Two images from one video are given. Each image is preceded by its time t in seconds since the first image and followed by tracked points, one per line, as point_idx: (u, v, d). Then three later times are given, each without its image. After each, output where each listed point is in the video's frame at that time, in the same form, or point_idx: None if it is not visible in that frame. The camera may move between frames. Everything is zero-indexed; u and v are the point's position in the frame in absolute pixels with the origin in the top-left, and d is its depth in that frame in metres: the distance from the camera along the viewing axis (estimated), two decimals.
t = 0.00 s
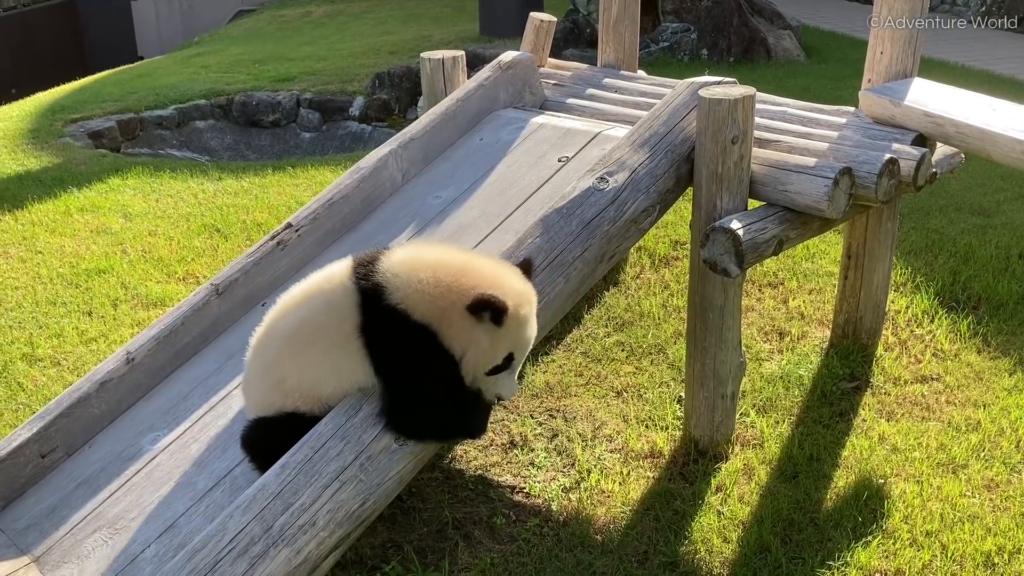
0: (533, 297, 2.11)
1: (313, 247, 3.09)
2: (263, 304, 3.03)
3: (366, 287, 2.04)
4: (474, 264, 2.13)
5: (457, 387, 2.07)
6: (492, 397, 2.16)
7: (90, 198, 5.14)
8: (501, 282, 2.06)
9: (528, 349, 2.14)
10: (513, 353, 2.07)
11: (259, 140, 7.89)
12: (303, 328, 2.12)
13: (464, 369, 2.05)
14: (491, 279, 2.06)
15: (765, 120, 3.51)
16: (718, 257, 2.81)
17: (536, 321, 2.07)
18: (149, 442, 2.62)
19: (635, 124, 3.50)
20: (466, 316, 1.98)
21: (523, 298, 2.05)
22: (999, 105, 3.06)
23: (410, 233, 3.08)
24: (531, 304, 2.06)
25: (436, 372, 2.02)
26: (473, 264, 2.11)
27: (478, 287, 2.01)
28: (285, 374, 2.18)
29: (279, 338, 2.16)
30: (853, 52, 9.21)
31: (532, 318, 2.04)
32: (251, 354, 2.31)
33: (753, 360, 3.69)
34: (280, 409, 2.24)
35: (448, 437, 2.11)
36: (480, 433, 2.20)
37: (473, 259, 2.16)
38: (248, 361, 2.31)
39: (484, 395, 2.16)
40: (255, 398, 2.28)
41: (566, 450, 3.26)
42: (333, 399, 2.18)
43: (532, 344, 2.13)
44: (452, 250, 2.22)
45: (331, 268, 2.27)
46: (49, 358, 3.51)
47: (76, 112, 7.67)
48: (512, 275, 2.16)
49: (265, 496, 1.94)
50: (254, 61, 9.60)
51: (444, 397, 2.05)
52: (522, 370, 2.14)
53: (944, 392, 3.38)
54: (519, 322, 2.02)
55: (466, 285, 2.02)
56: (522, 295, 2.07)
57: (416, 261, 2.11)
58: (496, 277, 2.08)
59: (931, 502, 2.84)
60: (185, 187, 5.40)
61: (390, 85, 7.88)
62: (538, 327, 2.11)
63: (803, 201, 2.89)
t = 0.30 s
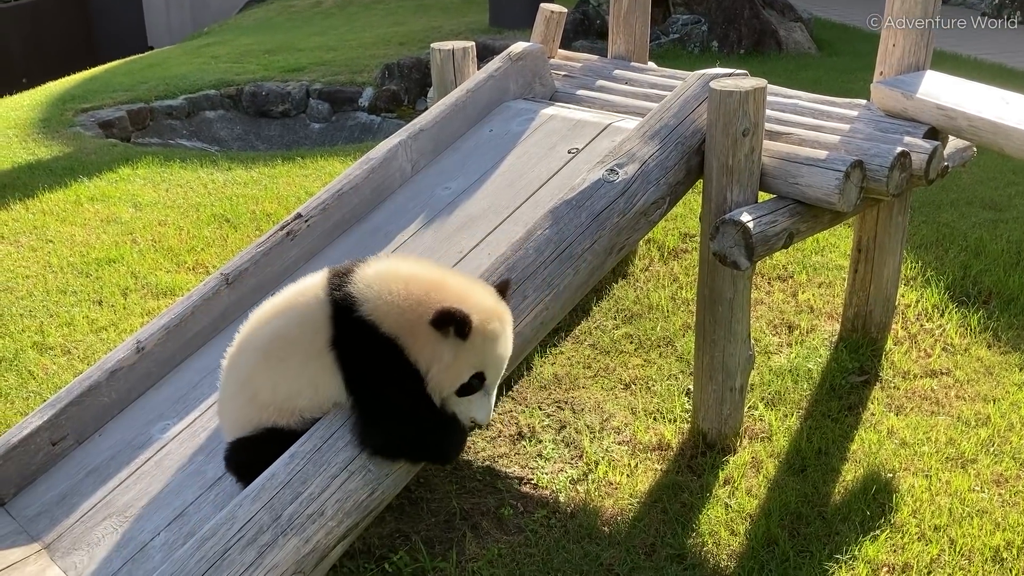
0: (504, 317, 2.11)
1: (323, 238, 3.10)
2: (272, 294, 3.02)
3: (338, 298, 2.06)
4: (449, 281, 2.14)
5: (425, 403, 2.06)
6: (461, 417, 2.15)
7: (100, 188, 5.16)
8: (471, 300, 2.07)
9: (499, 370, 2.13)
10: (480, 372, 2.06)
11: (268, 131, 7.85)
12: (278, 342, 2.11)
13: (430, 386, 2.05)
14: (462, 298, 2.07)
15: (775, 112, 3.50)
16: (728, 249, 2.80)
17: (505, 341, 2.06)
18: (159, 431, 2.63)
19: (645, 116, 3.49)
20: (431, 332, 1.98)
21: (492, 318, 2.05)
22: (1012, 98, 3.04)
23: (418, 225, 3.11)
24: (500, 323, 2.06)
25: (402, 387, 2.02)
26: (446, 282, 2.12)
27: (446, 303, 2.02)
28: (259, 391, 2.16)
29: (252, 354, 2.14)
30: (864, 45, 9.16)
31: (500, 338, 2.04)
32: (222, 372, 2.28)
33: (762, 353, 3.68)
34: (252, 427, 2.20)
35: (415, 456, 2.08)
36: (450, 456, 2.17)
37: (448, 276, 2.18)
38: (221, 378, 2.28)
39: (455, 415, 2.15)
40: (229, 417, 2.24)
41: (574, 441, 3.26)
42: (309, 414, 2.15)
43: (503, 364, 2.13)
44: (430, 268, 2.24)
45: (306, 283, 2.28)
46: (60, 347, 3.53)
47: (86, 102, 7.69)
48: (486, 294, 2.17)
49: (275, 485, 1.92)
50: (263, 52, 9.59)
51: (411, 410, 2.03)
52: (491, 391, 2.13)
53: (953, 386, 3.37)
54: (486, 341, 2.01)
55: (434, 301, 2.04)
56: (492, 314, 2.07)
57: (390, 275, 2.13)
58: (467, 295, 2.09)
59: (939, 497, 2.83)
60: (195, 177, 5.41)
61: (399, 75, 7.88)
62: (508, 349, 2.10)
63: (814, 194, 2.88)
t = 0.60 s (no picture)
0: (481, 358, 2.03)
1: (335, 227, 3.10)
2: (284, 283, 2.99)
3: (312, 323, 1.98)
4: (428, 315, 2.07)
5: (388, 441, 1.98)
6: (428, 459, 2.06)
7: (113, 176, 5.18)
8: (449, 339, 1.99)
9: (471, 413, 2.05)
10: (451, 415, 1.98)
11: (281, 120, 7.91)
12: (246, 364, 2.04)
13: (398, 424, 1.96)
14: (440, 335, 1.99)
15: (789, 104, 3.47)
16: (742, 241, 2.79)
17: (479, 384, 1.99)
18: (171, 419, 2.64)
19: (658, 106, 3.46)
20: (404, 369, 1.90)
21: (468, 358, 1.97)
22: None
23: (430, 215, 3.11)
24: (476, 365, 1.98)
25: (369, 423, 1.94)
26: (426, 315, 2.04)
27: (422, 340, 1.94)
28: (227, 414, 2.09)
29: (220, 375, 2.08)
30: (879, 37, 9.09)
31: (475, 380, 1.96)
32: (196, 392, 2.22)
33: (774, 346, 3.67)
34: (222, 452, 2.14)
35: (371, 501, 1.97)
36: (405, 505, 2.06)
37: (428, 310, 2.10)
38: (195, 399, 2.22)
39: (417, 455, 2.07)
40: (201, 439, 2.19)
41: (585, 433, 3.26)
42: (277, 440, 2.08)
43: (476, 408, 2.05)
44: (410, 298, 2.16)
45: (282, 302, 2.21)
46: (73, 334, 3.55)
47: (99, 90, 7.71)
48: (465, 332, 2.09)
49: (286, 474, 1.90)
50: (275, 41, 9.59)
51: (372, 448, 1.95)
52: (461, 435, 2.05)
53: (967, 380, 3.36)
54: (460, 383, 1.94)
55: (411, 336, 1.95)
56: (469, 355, 1.99)
57: (368, 303, 2.05)
58: (445, 332, 2.01)
59: (952, 491, 2.82)
60: (208, 166, 5.42)
61: (411, 65, 7.87)
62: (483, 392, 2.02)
63: (829, 186, 2.86)
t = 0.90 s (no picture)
0: (449, 345, 2.01)
1: (352, 215, 3.10)
2: (301, 271, 3.00)
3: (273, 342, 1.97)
4: (388, 316, 2.06)
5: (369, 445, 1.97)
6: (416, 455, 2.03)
7: (130, 163, 5.20)
8: (411, 333, 1.98)
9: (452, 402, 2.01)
10: (431, 405, 1.95)
11: (297, 109, 7.93)
12: (215, 392, 1.97)
13: (376, 427, 1.95)
14: (402, 331, 1.98)
15: (808, 94, 3.44)
16: (760, 231, 2.77)
17: (453, 369, 1.96)
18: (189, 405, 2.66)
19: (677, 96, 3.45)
20: (371, 369, 1.89)
21: (435, 346, 1.96)
22: None
23: (447, 204, 3.11)
24: (445, 352, 1.96)
25: (346, 430, 1.93)
26: (386, 316, 2.04)
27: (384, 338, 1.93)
28: (200, 449, 2.00)
29: (187, 410, 2.00)
30: (898, 29, 9.02)
31: (446, 367, 1.94)
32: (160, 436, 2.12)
33: (790, 338, 3.65)
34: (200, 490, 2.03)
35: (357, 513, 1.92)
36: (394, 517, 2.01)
37: (388, 312, 2.09)
38: (160, 444, 2.11)
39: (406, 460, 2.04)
40: (175, 482, 2.09)
41: (600, 422, 3.26)
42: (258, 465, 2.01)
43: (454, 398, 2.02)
44: (370, 305, 2.15)
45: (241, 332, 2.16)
46: (91, 319, 3.57)
47: (117, 78, 7.76)
48: (430, 326, 2.08)
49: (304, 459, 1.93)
50: (291, 29, 9.59)
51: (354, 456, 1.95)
52: (446, 425, 2.00)
53: (985, 373, 3.34)
54: (431, 371, 1.92)
55: (372, 338, 1.95)
56: (435, 343, 1.97)
57: (326, 315, 2.04)
58: (408, 328, 2.00)
59: (969, 484, 2.81)
60: (225, 153, 5.44)
61: (427, 54, 7.88)
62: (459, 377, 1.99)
63: (848, 176, 2.84)
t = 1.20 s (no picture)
0: (415, 345, 1.96)
1: (370, 202, 3.11)
2: (320, 257, 3.00)
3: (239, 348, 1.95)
4: (355, 317, 2.01)
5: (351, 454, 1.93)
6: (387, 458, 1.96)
7: (149, 150, 5.24)
8: (377, 333, 1.93)
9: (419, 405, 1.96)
10: (395, 408, 1.89)
11: (314, 97, 7.92)
12: (189, 406, 1.95)
13: (341, 430, 1.90)
14: (367, 332, 1.93)
15: (830, 83, 3.41)
16: (780, 221, 2.76)
17: (418, 372, 1.90)
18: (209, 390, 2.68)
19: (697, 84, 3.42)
20: (333, 372, 1.84)
21: (401, 347, 1.91)
22: None
23: (465, 191, 3.11)
24: (410, 354, 1.91)
25: (312, 433, 1.88)
26: (352, 317, 1.99)
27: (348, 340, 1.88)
28: (178, 467, 1.96)
29: (162, 428, 1.97)
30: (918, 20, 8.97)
31: (411, 370, 1.88)
32: (137, 460, 2.08)
33: (809, 328, 3.64)
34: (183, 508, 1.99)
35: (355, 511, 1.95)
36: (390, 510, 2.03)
37: (356, 313, 2.04)
38: (138, 468, 2.08)
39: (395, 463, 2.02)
40: (156, 504, 2.04)
41: (617, 412, 3.26)
42: (241, 475, 1.99)
43: (423, 399, 1.95)
44: (339, 305, 2.11)
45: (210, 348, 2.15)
46: (110, 305, 3.60)
47: (136, 66, 7.81)
48: (397, 326, 2.02)
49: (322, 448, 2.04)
50: (309, 18, 9.61)
51: (339, 462, 1.90)
52: (412, 429, 1.95)
53: (1005, 366, 3.31)
54: (395, 374, 1.86)
55: (337, 339, 1.90)
56: (401, 344, 1.92)
57: (293, 317, 2.00)
58: (374, 329, 1.95)
59: (989, 477, 2.79)
60: (243, 141, 5.45)
61: (444, 43, 7.92)
62: (425, 381, 1.94)
63: (870, 166, 2.82)
